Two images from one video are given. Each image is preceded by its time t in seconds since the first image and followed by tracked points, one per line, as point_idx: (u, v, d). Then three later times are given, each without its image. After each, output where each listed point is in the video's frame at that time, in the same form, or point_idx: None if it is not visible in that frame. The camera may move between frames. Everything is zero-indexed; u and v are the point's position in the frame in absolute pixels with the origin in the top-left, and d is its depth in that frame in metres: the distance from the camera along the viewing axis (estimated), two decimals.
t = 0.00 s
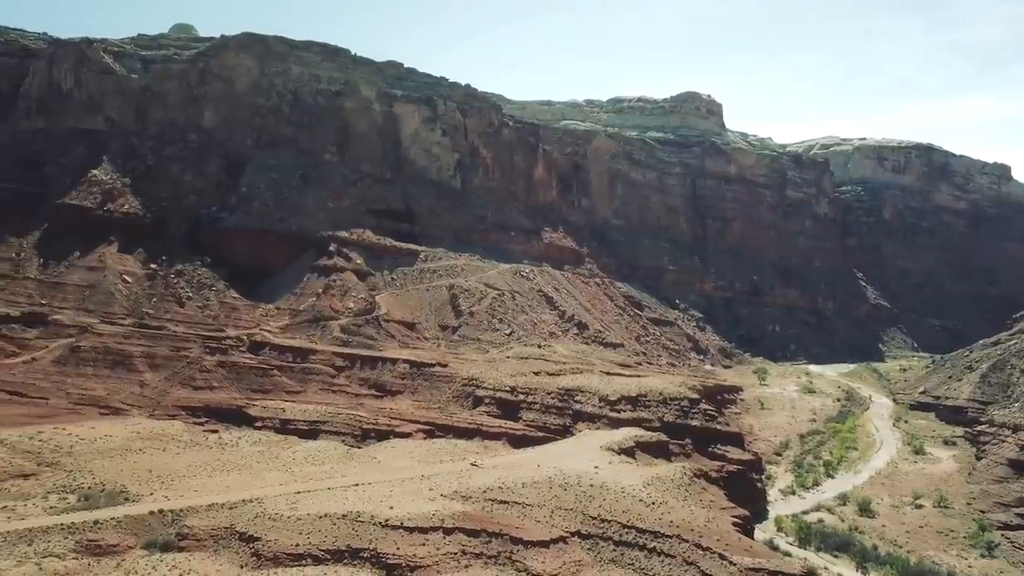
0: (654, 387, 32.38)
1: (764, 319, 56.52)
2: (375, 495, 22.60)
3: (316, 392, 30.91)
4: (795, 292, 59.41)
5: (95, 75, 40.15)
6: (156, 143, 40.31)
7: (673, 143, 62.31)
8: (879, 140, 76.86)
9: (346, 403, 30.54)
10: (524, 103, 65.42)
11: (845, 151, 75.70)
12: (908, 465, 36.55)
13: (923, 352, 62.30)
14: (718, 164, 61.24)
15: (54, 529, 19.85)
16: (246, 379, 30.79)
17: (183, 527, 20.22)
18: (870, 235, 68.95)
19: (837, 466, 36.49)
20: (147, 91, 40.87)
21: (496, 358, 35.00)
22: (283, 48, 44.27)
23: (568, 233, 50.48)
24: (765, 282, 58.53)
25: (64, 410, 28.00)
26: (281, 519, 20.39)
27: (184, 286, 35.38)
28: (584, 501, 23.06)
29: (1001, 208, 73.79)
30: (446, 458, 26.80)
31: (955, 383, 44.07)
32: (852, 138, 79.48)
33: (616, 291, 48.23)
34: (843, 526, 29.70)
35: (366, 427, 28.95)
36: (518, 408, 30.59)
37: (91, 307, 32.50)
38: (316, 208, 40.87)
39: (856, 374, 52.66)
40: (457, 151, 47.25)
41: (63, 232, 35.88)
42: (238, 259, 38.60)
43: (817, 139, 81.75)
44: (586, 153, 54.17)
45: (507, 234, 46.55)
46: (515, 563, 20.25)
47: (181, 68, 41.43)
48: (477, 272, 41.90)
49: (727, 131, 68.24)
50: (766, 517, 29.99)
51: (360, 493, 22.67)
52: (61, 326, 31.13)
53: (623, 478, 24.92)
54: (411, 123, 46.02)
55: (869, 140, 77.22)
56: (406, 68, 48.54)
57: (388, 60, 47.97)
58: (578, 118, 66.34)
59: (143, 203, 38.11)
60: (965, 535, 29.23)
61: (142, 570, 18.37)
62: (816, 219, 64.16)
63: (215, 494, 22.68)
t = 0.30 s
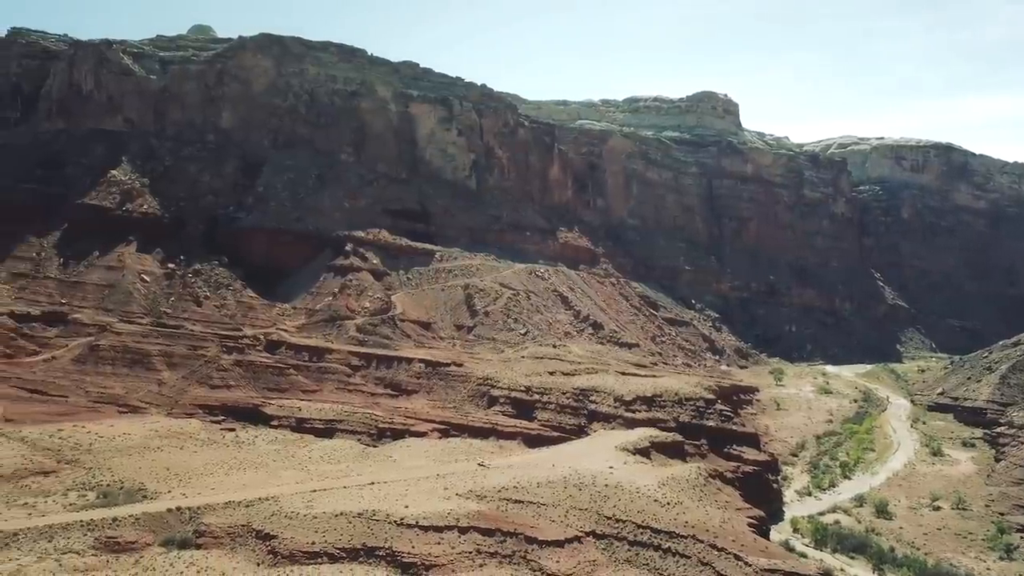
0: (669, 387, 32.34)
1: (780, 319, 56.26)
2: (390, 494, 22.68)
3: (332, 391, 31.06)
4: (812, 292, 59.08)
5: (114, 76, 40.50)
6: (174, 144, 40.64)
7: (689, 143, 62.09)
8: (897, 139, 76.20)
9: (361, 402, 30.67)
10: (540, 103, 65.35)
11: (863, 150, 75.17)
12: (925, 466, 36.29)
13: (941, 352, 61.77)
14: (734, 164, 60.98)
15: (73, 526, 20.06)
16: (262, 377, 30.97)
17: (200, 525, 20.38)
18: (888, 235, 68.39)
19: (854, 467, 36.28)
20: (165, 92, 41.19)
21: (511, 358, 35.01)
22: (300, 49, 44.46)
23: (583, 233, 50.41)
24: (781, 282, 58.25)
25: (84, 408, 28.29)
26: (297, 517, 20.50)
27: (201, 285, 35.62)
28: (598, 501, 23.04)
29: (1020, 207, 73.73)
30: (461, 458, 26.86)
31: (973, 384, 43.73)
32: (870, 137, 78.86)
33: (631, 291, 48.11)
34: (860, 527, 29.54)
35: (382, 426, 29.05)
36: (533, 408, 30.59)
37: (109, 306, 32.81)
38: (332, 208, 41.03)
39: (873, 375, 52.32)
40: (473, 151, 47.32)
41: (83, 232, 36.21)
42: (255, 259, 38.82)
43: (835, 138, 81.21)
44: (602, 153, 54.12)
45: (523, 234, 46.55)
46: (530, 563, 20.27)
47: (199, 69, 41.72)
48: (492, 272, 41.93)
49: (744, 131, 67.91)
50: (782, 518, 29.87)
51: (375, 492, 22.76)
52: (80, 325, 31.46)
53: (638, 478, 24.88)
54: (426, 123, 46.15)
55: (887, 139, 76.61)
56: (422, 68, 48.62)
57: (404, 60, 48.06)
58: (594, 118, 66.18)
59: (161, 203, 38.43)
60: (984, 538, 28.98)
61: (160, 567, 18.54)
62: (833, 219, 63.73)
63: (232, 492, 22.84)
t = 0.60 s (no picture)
0: (681, 387, 32.30)
1: (793, 319, 56.02)
2: (402, 493, 22.76)
3: (345, 390, 31.20)
4: (825, 292, 58.83)
5: (129, 77, 40.79)
6: (188, 144, 40.90)
7: (701, 142, 61.92)
8: (912, 138, 75.76)
9: (374, 401, 30.77)
10: (552, 103, 65.31)
11: (877, 149, 74.77)
12: (940, 467, 36.07)
13: (956, 353, 61.35)
14: (746, 163, 60.79)
15: (88, 523, 20.24)
16: (276, 376, 31.14)
17: (213, 523, 20.52)
18: (902, 235, 67.72)
19: (867, 468, 36.11)
20: (179, 93, 41.47)
21: (523, 358, 35.02)
22: (313, 49, 44.62)
23: (595, 233, 50.34)
24: (794, 282, 58.02)
25: (98, 407, 28.50)
26: (310, 516, 20.61)
27: (215, 285, 35.82)
28: (610, 501, 23.04)
29: None
30: (473, 457, 26.91)
31: (988, 385, 43.45)
32: (884, 136, 78.39)
33: (643, 290, 48.02)
34: (873, 528, 29.41)
35: (394, 425, 29.13)
36: (545, 407, 30.62)
37: (124, 306, 33.06)
38: (344, 208, 41.18)
39: (887, 375, 52.04)
40: (485, 151, 47.36)
41: (98, 232, 36.49)
42: (268, 259, 39.01)
43: (848, 137, 80.80)
44: (614, 153, 54.05)
45: (535, 234, 46.54)
46: (541, 562, 20.30)
47: (213, 70, 41.97)
48: (504, 271, 41.97)
49: (757, 130, 67.65)
50: (795, 518, 29.77)
51: (388, 491, 22.85)
52: (95, 324, 31.71)
53: (650, 478, 24.87)
54: (439, 123, 46.27)
55: (902, 138, 76.16)
56: (435, 69, 48.70)
57: (417, 60, 48.14)
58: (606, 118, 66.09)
59: (175, 203, 38.69)
60: (999, 539, 28.78)
61: (174, 565, 18.67)
62: (847, 218, 63.35)
63: (246, 490, 22.97)
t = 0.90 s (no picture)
0: (693, 388, 32.24)
1: (805, 319, 55.77)
2: (414, 492, 22.83)
3: (356, 389, 31.31)
4: (837, 291, 58.56)
5: (142, 78, 41.02)
6: (201, 145, 41.13)
7: (713, 142, 61.73)
8: (925, 138, 75.31)
9: (385, 400, 30.85)
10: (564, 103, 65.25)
11: (890, 149, 74.39)
12: (953, 468, 35.87)
13: (970, 353, 60.95)
14: (759, 163, 60.57)
15: (102, 521, 20.40)
16: (288, 375, 31.28)
17: (226, 521, 20.65)
18: (916, 235, 67.16)
19: (880, 469, 35.94)
20: (193, 93, 41.69)
21: (534, 357, 35.03)
22: (325, 49, 44.73)
23: (606, 232, 50.26)
24: (807, 281, 57.80)
25: (112, 405, 28.69)
26: (322, 514, 20.70)
27: (227, 285, 36.01)
28: (621, 501, 23.03)
29: None
30: (484, 457, 26.96)
31: (1003, 385, 43.30)
32: (897, 136, 77.98)
33: (655, 290, 47.93)
34: (886, 529, 29.26)
35: (405, 424, 29.20)
36: (556, 407, 30.63)
37: (138, 305, 33.28)
38: (356, 208, 41.28)
39: (900, 375, 51.76)
40: (496, 150, 47.38)
41: (112, 232, 36.74)
42: (280, 258, 39.18)
43: (861, 137, 80.40)
44: (625, 152, 53.96)
45: (546, 233, 46.53)
46: (552, 562, 20.32)
47: (226, 70, 42.15)
48: (516, 271, 41.99)
49: (769, 130, 67.40)
50: (807, 519, 29.66)
51: (399, 490, 22.92)
52: (109, 324, 31.95)
53: (661, 478, 24.85)
54: (450, 123, 46.33)
55: (915, 138, 75.73)
56: (446, 69, 48.73)
57: (428, 60, 48.20)
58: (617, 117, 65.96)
59: (189, 203, 38.90)
60: (1013, 540, 28.57)
61: (188, 563, 18.79)
62: (860, 218, 63.02)
63: (258, 489, 23.09)
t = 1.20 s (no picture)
0: (704, 387, 32.18)
1: (817, 319, 55.52)
2: (424, 491, 22.88)
3: (367, 388, 31.39)
4: (849, 291, 58.29)
5: (155, 78, 41.19)
6: (213, 145, 41.31)
7: (724, 141, 61.56)
8: (938, 137, 74.90)
9: (396, 400, 30.92)
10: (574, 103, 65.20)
11: (902, 148, 74.00)
12: (966, 469, 35.66)
13: (983, 353, 60.58)
14: (770, 162, 60.35)
15: (116, 519, 20.54)
16: (299, 375, 31.39)
17: (238, 520, 20.76)
18: (928, 235, 66.76)
19: (892, 469, 35.76)
20: (205, 93, 41.85)
21: (544, 357, 35.02)
22: (336, 49, 44.81)
23: (617, 232, 50.19)
24: (818, 281, 57.60)
25: (125, 404, 28.84)
26: (333, 513, 20.76)
27: (239, 284, 36.15)
28: (632, 501, 23.01)
29: None
30: (495, 456, 26.97)
31: (1017, 386, 43.51)
32: (910, 135, 77.55)
33: (666, 290, 47.84)
34: (898, 530, 29.14)
35: (416, 424, 29.23)
36: (567, 407, 30.61)
37: (150, 305, 33.46)
38: (367, 208, 41.37)
39: (912, 375, 51.51)
40: (507, 150, 47.40)
41: (125, 232, 36.94)
42: (291, 258, 39.31)
43: (873, 136, 80.04)
44: (636, 152, 53.86)
45: (557, 233, 46.53)
46: (563, 561, 20.32)
47: (238, 71, 42.30)
48: (526, 271, 42.00)
49: (780, 129, 67.16)
50: (818, 520, 29.56)
51: (410, 489, 22.97)
52: (122, 323, 32.14)
53: (672, 478, 24.82)
54: (461, 123, 46.39)
55: (927, 137, 75.35)
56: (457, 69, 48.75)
57: (439, 60, 48.22)
58: (628, 117, 65.84)
59: (201, 203, 39.07)
60: None
61: (200, 561, 18.89)
62: (873, 217, 62.68)
63: (270, 488, 23.19)
